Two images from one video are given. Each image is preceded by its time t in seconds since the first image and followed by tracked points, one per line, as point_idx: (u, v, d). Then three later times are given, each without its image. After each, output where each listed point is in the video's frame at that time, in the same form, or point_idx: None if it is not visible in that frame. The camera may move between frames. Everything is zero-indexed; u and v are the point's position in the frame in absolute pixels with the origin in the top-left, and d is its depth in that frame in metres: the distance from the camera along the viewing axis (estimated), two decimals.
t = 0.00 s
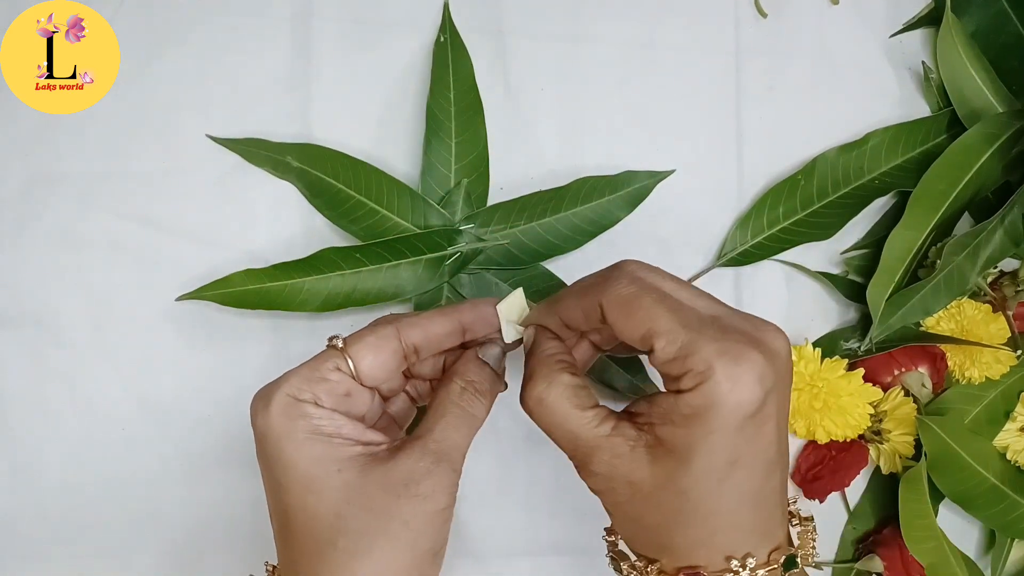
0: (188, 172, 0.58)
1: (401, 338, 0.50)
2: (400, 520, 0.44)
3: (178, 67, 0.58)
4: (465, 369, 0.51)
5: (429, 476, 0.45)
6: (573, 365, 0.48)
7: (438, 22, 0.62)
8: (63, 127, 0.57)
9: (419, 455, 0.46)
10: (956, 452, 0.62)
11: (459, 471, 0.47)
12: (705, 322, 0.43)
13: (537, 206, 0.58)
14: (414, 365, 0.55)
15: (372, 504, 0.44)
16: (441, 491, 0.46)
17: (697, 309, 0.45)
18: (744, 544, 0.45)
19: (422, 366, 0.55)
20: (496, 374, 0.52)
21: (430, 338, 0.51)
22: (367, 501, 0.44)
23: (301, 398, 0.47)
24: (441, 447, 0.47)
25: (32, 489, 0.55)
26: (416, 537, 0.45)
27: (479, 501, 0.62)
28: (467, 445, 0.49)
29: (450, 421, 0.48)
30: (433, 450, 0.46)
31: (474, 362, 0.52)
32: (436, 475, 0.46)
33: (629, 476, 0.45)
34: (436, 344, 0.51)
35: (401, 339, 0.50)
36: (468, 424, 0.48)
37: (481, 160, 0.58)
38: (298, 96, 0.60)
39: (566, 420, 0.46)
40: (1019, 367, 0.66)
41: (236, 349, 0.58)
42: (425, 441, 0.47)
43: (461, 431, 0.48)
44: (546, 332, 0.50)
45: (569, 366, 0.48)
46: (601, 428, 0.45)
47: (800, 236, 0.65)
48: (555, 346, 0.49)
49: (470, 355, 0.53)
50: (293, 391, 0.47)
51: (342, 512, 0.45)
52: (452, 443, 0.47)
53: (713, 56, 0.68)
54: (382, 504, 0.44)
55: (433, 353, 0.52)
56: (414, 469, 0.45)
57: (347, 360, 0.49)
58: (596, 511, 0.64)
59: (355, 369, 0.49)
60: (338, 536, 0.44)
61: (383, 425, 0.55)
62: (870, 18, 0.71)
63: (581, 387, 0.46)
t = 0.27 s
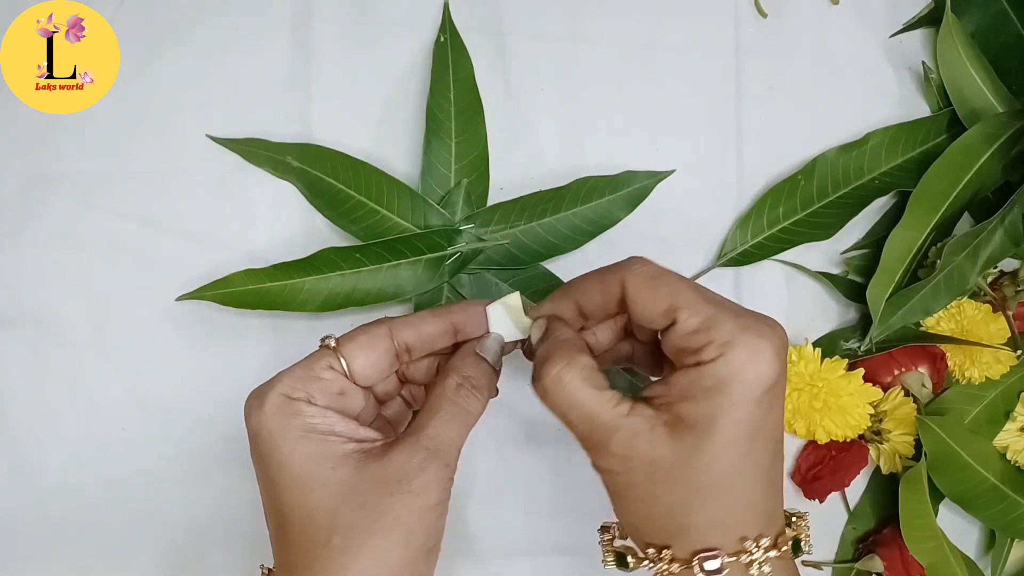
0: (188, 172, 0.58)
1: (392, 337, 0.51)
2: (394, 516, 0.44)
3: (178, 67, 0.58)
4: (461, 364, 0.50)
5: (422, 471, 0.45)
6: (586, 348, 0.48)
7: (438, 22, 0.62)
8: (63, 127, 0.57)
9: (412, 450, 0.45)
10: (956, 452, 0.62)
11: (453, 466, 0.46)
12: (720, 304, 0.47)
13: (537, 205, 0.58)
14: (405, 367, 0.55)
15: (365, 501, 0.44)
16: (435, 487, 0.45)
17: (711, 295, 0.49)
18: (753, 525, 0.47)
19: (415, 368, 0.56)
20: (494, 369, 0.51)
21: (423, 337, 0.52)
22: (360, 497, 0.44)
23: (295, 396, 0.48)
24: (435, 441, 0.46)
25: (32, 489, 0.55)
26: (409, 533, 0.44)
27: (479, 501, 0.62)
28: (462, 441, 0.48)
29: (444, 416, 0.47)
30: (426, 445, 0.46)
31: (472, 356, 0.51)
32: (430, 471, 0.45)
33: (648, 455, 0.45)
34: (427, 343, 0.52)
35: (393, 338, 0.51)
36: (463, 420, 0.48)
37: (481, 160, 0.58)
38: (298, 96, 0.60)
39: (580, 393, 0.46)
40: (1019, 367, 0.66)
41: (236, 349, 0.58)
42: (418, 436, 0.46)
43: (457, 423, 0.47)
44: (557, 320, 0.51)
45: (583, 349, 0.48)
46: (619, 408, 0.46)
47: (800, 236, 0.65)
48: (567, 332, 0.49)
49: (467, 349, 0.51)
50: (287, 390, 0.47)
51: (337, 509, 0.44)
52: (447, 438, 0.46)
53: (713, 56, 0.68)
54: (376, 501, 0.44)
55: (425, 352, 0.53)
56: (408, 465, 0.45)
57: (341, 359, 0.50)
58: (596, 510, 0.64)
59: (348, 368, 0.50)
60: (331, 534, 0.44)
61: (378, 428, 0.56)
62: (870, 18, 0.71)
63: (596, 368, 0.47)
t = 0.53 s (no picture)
0: (188, 172, 0.58)
1: (349, 339, 0.51)
2: (323, 499, 0.44)
3: (177, 67, 0.58)
4: (409, 353, 0.48)
5: (348, 454, 0.45)
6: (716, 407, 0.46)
7: (438, 22, 0.62)
8: (62, 127, 0.57)
9: (344, 434, 0.46)
10: (955, 451, 0.63)
11: (389, 450, 0.46)
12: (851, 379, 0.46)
13: (537, 206, 0.58)
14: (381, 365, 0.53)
15: (302, 486, 0.45)
16: (366, 470, 0.45)
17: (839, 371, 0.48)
18: None
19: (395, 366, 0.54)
20: (446, 356, 0.47)
21: (381, 335, 0.51)
22: (294, 484, 0.45)
23: (247, 401, 0.49)
24: (368, 425, 0.45)
25: (32, 489, 0.55)
26: (340, 517, 0.45)
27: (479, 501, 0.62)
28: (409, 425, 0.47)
29: (382, 402, 0.46)
30: (359, 432, 0.45)
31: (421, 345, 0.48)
32: (361, 454, 0.45)
33: (772, 531, 0.41)
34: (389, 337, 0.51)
35: (351, 340, 0.51)
36: (405, 405, 0.46)
37: (481, 160, 0.58)
38: (298, 96, 0.60)
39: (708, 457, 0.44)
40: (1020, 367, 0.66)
41: (236, 349, 0.58)
42: (354, 424, 0.46)
43: (401, 412, 0.46)
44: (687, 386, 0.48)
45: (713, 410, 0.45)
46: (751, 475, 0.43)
47: (800, 236, 0.65)
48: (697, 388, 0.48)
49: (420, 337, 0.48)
50: (241, 396, 0.50)
51: (273, 498, 0.46)
52: (384, 423, 0.46)
53: (713, 56, 0.68)
54: (310, 489, 0.45)
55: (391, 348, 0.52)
56: (339, 451, 0.45)
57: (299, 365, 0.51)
58: (596, 510, 0.64)
59: (307, 376, 0.51)
60: (266, 522, 0.45)
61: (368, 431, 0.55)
62: (870, 18, 0.71)
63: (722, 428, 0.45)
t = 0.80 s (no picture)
0: (188, 173, 0.58)
1: (336, 346, 0.51)
2: (314, 504, 0.44)
3: (177, 67, 0.58)
4: (395, 357, 0.48)
5: (338, 459, 0.45)
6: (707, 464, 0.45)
7: (438, 22, 0.62)
8: (62, 127, 0.57)
9: (333, 440, 0.46)
10: (955, 451, 0.62)
11: (379, 454, 0.46)
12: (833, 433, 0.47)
13: (537, 206, 0.58)
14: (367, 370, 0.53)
15: (292, 492, 0.45)
16: (356, 474, 0.45)
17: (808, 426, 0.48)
18: None
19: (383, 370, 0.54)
20: (433, 359, 0.48)
21: (368, 340, 0.51)
22: (285, 490, 0.46)
23: (234, 413, 0.50)
24: (358, 429, 0.45)
25: (32, 489, 0.55)
26: (333, 523, 0.44)
27: (480, 501, 0.62)
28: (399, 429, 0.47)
29: (370, 405, 0.46)
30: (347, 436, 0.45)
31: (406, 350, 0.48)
32: (350, 457, 0.45)
33: None
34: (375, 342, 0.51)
35: (338, 348, 0.51)
36: (393, 407, 0.46)
37: (481, 161, 0.58)
38: (298, 96, 0.60)
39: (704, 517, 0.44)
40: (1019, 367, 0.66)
41: (236, 349, 0.58)
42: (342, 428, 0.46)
43: (390, 416, 0.46)
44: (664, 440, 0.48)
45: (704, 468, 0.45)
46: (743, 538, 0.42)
47: (800, 236, 0.65)
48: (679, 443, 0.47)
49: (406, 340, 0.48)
50: (227, 408, 0.50)
51: (264, 504, 0.46)
52: (372, 426, 0.45)
53: (713, 56, 0.68)
54: (300, 495, 0.45)
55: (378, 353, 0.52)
56: (328, 457, 0.45)
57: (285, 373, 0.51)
58: (597, 510, 0.64)
59: (293, 386, 0.50)
60: (260, 530, 0.46)
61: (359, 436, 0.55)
62: (870, 18, 0.71)
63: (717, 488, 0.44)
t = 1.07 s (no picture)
0: (188, 173, 0.58)
1: (355, 344, 0.51)
2: (329, 500, 0.44)
3: (177, 67, 0.58)
4: (412, 360, 0.49)
5: (354, 455, 0.45)
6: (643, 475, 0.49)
7: (438, 23, 0.62)
8: (62, 127, 0.57)
9: (350, 437, 0.46)
10: (955, 451, 0.62)
11: (394, 454, 0.46)
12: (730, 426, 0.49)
13: (537, 206, 0.58)
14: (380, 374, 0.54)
15: (306, 488, 0.45)
16: (371, 472, 0.45)
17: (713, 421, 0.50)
18: None
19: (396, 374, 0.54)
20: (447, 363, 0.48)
21: (385, 338, 0.51)
22: (298, 486, 0.45)
23: (252, 406, 0.49)
24: (374, 426, 0.46)
25: (32, 489, 0.55)
26: (345, 521, 0.44)
27: (480, 501, 0.62)
28: (414, 430, 0.47)
29: (388, 404, 0.47)
30: (365, 433, 0.45)
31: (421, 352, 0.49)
32: (366, 454, 0.45)
33: None
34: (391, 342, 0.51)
35: (356, 346, 0.51)
36: (410, 409, 0.47)
37: (481, 161, 0.58)
38: (298, 96, 0.60)
39: (642, 509, 0.47)
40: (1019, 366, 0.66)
41: (236, 349, 0.58)
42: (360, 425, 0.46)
43: (404, 416, 0.46)
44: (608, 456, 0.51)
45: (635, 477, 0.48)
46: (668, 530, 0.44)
47: (800, 236, 0.65)
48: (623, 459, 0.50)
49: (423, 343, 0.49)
50: (245, 400, 0.49)
51: (277, 500, 0.45)
52: (388, 425, 0.46)
53: (713, 56, 0.68)
54: (314, 491, 0.44)
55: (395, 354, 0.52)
56: (344, 453, 0.45)
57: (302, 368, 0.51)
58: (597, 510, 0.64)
59: (310, 381, 0.50)
60: (271, 525, 0.45)
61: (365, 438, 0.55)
62: (870, 18, 0.71)
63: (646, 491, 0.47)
